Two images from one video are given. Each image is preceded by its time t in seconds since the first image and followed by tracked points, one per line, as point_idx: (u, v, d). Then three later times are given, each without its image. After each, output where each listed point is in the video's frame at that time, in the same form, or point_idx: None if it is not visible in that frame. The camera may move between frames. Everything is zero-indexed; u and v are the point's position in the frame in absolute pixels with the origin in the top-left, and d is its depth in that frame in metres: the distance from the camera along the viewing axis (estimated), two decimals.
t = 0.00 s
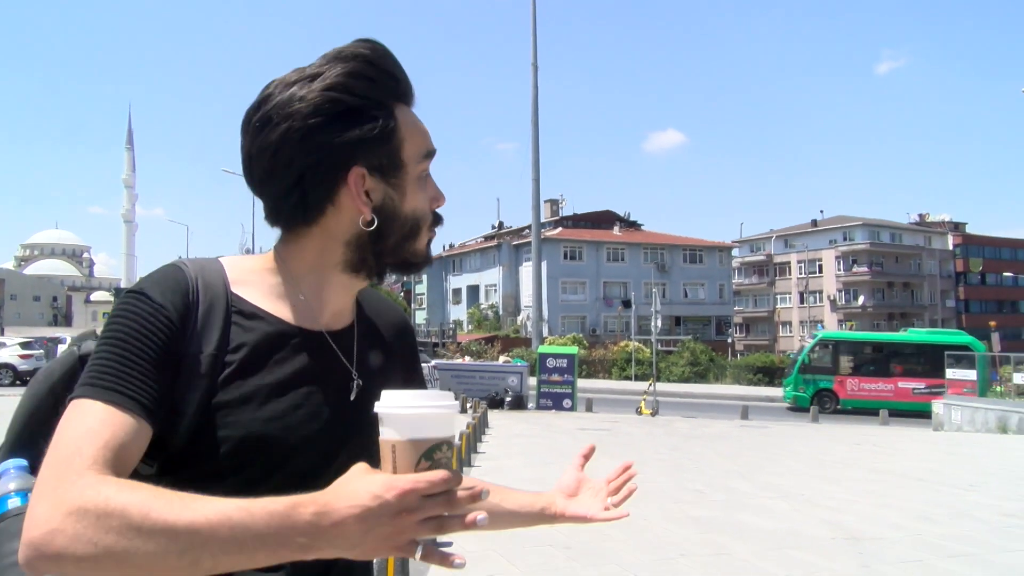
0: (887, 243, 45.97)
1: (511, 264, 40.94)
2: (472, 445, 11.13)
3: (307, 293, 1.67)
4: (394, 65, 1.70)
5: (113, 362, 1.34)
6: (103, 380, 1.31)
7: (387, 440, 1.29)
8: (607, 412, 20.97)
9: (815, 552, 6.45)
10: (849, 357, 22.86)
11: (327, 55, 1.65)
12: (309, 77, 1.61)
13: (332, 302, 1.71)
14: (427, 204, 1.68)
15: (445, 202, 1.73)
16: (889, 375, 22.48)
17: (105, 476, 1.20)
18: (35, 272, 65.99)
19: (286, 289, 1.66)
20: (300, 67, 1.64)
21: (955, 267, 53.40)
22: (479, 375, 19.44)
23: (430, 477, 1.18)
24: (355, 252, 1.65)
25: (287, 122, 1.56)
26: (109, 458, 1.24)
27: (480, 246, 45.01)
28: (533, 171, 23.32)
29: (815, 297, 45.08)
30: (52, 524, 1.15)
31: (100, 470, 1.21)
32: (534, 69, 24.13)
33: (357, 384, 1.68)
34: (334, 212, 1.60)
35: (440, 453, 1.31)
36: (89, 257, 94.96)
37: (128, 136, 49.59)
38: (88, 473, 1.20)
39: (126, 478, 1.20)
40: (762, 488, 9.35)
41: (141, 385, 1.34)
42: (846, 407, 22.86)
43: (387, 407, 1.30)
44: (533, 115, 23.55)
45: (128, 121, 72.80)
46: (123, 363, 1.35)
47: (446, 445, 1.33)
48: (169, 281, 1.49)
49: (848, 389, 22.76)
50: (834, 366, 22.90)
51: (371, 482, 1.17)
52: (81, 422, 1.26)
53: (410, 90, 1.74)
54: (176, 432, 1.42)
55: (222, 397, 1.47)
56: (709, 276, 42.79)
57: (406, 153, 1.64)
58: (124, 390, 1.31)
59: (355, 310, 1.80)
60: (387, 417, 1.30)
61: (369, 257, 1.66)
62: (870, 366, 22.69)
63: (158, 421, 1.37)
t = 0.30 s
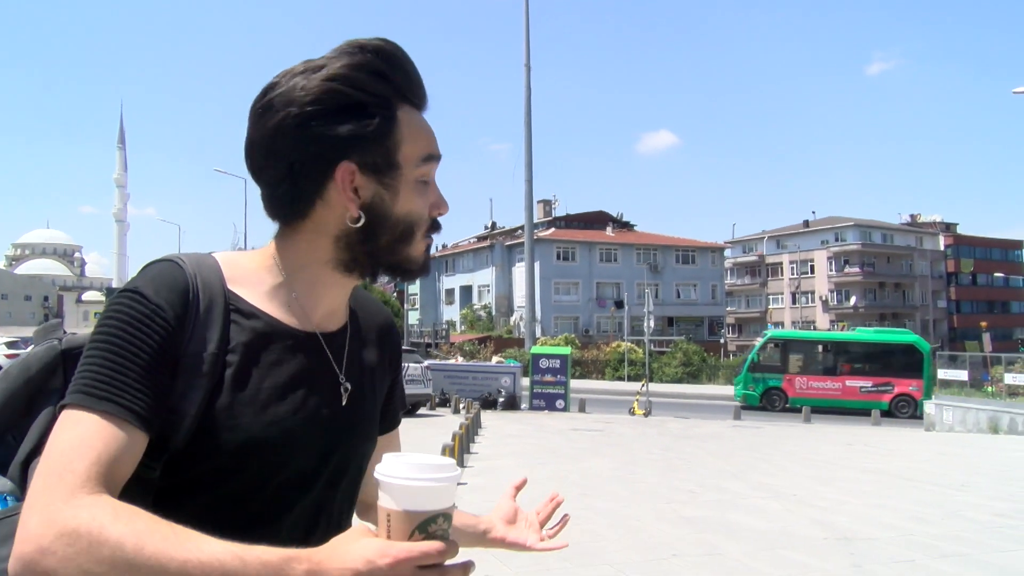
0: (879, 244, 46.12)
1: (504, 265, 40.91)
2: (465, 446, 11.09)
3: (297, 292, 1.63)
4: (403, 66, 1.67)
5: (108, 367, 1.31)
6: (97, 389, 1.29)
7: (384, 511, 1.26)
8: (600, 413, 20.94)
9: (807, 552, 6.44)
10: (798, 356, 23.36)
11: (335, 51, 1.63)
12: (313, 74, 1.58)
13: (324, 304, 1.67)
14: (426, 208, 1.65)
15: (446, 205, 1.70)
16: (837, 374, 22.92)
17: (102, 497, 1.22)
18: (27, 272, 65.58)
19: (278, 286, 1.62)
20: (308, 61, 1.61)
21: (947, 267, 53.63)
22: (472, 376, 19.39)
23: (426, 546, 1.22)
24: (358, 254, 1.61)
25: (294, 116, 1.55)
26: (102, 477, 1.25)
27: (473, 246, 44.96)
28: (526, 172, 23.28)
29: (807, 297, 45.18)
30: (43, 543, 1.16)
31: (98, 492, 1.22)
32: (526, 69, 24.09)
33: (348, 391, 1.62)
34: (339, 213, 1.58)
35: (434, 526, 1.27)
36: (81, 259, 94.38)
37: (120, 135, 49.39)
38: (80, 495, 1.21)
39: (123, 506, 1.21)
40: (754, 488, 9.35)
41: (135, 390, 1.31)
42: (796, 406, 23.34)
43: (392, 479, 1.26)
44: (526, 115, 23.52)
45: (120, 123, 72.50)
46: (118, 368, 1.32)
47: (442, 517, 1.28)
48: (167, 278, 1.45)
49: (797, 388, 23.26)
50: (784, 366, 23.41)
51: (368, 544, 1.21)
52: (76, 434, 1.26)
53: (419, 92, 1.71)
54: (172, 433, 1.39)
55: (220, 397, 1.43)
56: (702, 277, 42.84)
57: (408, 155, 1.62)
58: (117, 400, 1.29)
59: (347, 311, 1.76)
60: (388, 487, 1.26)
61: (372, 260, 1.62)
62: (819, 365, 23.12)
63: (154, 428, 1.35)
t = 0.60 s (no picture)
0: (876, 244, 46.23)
1: (501, 267, 40.97)
2: (463, 448, 11.10)
3: (282, 290, 1.63)
4: (407, 81, 1.67)
5: (101, 366, 1.33)
6: (90, 390, 1.30)
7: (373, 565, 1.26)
8: (598, 414, 20.96)
9: (804, 551, 6.47)
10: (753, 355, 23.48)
11: (337, 63, 1.66)
12: (312, 86, 1.64)
13: (310, 311, 1.65)
14: (353, 208, 1.55)
15: (379, 205, 1.54)
16: (790, 372, 23.07)
17: (89, 505, 1.24)
18: (23, 277, 65.34)
19: (271, 290, 1.64)
20: (316, 75, 1.66)
21: (943, 267, 53.84)
22: (470, 378, 19.38)
23: None
24: (298, 251, 1.58)
25: (294, 124, 1.62)
26: (90, 482, 1.26)
27: (470, 248, 44.97)
28: (523, 173, 23.28)
29: (805, 298, 45.21)
30: (27, 546, 1.19)
31: (86, 497, 1.25)
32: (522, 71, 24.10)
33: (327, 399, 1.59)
34: (288, 204, 1.59)
35: None
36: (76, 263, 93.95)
37: (116, 138, 49.33)
38: (66, 501, 1.23)
39: (109, 518, 1.23)
40: (752, 488, 9.37)
41: (129, 391, 1.33)
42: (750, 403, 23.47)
43: (374, 532, 1.25)
44: (522, 117, 23.54)
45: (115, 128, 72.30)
46: (113, 368, 1.34)
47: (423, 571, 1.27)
48: (165, 280, 1.47)
49: (751, 385, 23.40)
50: (738, 364, 23.55)
51: None
52: (66, 435, 1.28)
53: (423, 108, 1.71)
54: (165, 434, 1.39)
55: (212, 400, 1.44)
56: (699, 277, 42.90)
57: (328, 145, 1.57)
58: (110, 402, 1.31)
59: (341, 320, 1.75)
60: (371, 539, 1.25)
61: (305, 256, 1.57)
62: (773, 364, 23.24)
63: (150, 430, 1.36)
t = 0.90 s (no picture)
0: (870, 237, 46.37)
1: (496, 261, 40.97)
2: (458, 442, 11.14)
3: (280, 283, 1.68)
4: (410, 80, 1.69)
5: (97, 345, 1.40)
6: (82, 366, 1.37)
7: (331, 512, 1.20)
8: (594, 408, 21.02)
9: (797, 543, 6.52)
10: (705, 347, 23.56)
11: (341, 61, 1.69)
12: (315, 85, 1.67)
13: (310, 305, 1.69)
14: (333, 201, 1.57)
15: (367, 203, 1.55)
16: (742, 364, 23.28)
17: (68, 468, 1.25)
18: (17, 273, 65.00)
19: (267, 284, 1.69)
20: (320, 74, 1.70)
21: (937, 260, 54.07)
22: (465, 372, 19.41)
23: (356, 554, 1.16)
24: (291, 246, 1.63)
25: (295, 121, 1.67)
26: (77, 453, 1.30)
27: (465, 243, 44.93)
28: (517, 167, 23.26)
29: (799, 291, 45.31)
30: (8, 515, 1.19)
31: (72, 463, 1.27)
32: (517, 65, 24.03)
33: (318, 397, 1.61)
34: (282, 199, 1.65)
35: (376, 531, 1.21)
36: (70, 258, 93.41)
37: (109, 133, 49.04)
38: (47, 465, 1.24)
39: (82, 479, 1.23)
40: (746, 481, 9.42)
41: (119, 369, 1.39)
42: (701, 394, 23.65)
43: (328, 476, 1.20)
44: (518, 111, 23.53)
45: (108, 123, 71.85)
46: (107, 345, 1.41)
47: (388, 521, 1.23)
48: (162, 270, 1.56)
49: (703, 377, 23.54)
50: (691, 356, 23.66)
51: (295, 552, 1.17)
52: (62, 405, 1.33)
53: (429, 108, 1.73)
54: (154, 413, 1.47)
55: (202, 386, 1.51)
56: (694, 271, 42.98)
57: (321, 143, 1.61)
58: (103, 377, 1.37)
59: (342, 315, 1.78)
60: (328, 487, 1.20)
61: (296, 249, 1.61)
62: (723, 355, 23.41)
63: (136, 410, 1.42)
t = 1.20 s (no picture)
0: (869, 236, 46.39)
1: (495, 259, 40.97)
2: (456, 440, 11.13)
3: (299, 279, 1.70)
4: (441, 73, 1.68)
5: (126, 332, 1.38)
6: (116, 354, 1.35)
7: (407, 464, 1.17)
8: (592, 406, 21.02)
9: (794, 543, 6.49)
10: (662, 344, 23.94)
11: (369, 53, 1.68)
12: (343, 76, 1.65)
13: (327, 303, 1.71)
14: (351, 196, 1.56)
15: (392, 202, 1.53)
16: (698, 361, 23.63)
17: (118, 459, 1.20)
18: (17, 270, 64.98)
19: (287, 280, 1.71)
20: (349, 64, 1.70)
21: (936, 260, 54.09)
22: (463, 370, 19.40)
23: (443, 504, 1.08)
24: (313, 243, 1.64)
25: (322, 112, 1.66)
26: (124, 441, 1.27)
27: (464, 240, 44.90)
28: (517, 165, 23.23)
29: (798, 290, 45.33)
30: (68, 509, 1.15)
31: (120, 452, 1.23)
32: (516, 62, 23.98)
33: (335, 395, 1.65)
34: (307, 193, 1.64)
35: (468, 479, 1.18)
36: (71, 254, 93.28)
37: (108, 130, 48.95)
38: (94, 457, 1.20)
39: (138, 467, 1.19)
40: (744, 480, 9.41)
41: (153, 355, 1.38)
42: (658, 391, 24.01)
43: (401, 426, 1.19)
44: (517, 109, 23.45)
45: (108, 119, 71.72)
46: (134, 331, 1.39)
47: (476, 468, 1.20)
48: (185, 261, 1.55)
49: (660, 374, 23.90)
50: (648, 353, 24.05)
51: (390, 504, 1.09)
52: (95, 395, 1.29)
53: (459, 105, 1.72)
54: (179, 404, 1.46)
55: (223, 381, 1.52)
56: (693, 270, 43.00)
57: (347, 135, 1.59)
58: (136, 364, 1.35)
59: (359, 316, 1.81)
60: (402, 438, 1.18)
61: (319, 246, 1.62)
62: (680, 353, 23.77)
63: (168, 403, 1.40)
